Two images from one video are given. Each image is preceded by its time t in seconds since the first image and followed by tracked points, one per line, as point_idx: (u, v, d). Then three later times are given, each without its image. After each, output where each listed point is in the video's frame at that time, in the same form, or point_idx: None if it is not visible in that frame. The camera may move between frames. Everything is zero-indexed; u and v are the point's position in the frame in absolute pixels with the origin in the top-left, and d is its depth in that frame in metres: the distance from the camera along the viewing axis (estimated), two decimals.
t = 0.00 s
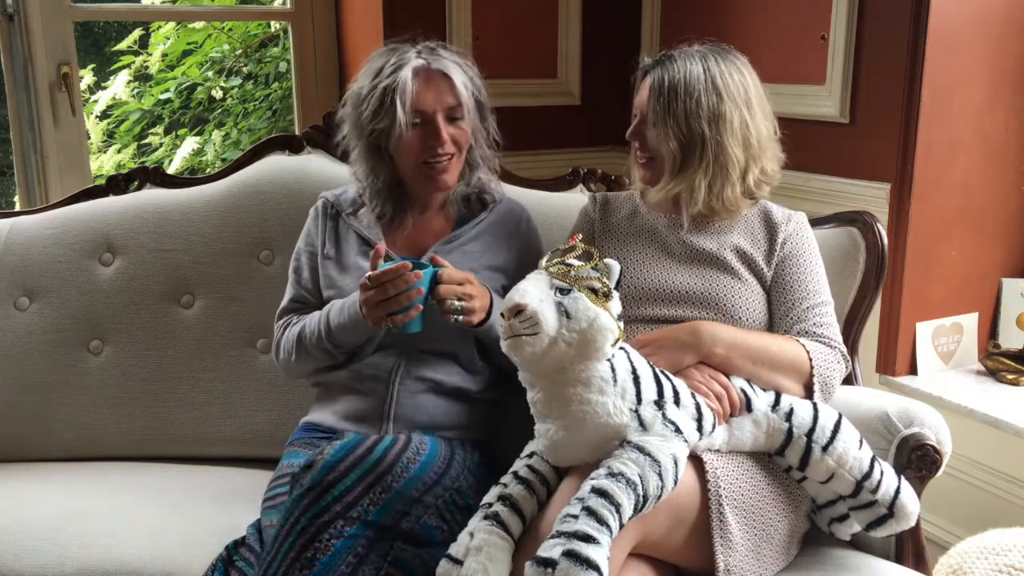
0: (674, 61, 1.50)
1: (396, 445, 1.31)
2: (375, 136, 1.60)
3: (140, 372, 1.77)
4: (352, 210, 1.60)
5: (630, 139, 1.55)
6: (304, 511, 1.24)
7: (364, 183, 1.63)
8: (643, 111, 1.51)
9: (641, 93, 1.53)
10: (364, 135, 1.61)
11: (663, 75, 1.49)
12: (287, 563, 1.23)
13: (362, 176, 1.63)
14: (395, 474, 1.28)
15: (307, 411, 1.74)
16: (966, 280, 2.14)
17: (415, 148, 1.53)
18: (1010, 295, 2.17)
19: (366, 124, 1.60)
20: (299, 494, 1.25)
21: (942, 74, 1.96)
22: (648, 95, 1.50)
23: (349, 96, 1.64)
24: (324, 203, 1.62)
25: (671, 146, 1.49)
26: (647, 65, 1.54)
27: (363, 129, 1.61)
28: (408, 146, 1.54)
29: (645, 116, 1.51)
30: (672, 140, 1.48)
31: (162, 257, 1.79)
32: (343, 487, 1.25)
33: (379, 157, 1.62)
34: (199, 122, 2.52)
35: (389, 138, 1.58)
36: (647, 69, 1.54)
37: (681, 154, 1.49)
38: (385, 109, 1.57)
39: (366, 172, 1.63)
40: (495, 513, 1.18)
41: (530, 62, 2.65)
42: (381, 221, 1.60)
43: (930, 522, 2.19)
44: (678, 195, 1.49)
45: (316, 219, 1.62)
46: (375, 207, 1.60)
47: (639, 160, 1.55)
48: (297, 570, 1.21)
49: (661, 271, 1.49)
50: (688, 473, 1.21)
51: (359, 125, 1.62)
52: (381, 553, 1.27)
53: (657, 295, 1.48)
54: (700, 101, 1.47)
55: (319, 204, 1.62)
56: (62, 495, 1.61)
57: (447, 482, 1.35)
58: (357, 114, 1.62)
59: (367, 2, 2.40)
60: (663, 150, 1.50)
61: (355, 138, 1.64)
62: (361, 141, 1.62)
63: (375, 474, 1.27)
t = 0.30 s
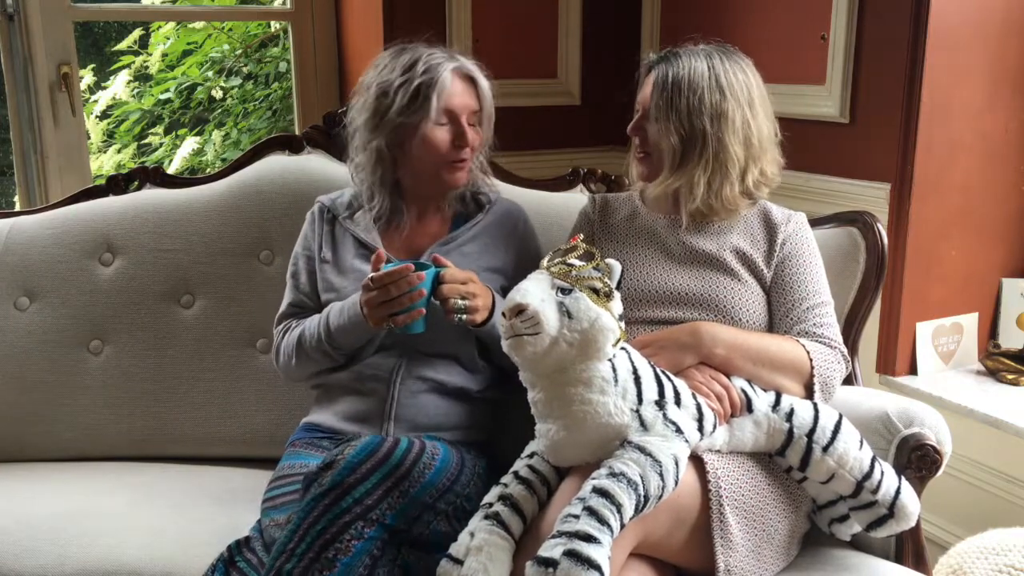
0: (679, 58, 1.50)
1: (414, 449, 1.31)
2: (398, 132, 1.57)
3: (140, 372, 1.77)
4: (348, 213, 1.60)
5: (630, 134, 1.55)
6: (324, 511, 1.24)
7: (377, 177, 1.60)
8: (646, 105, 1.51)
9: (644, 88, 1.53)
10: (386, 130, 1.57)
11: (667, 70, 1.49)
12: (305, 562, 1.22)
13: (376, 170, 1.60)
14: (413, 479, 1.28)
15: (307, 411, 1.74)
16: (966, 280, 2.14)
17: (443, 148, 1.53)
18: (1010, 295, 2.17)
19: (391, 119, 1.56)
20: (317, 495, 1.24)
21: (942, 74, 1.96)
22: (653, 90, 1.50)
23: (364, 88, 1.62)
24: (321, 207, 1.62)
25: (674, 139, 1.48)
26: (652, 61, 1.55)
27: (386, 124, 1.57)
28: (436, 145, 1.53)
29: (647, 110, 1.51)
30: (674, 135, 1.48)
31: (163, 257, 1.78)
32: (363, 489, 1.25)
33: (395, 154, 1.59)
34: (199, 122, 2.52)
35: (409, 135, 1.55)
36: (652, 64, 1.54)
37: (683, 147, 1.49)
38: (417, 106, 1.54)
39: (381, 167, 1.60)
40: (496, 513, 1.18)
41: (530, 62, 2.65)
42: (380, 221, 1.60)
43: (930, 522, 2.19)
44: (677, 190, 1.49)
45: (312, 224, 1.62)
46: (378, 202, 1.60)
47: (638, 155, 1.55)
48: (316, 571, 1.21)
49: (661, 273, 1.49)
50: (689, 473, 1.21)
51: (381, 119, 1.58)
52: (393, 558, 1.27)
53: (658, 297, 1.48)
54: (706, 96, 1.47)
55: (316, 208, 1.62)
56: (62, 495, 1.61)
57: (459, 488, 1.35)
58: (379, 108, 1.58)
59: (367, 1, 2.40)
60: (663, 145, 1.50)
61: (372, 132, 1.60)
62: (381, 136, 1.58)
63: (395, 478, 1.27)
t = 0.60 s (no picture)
0: (677, 57, 1.50)
1: (397, 443, 1.31)
2: (401, 136, 1.56)
3: (139, 372, 1.77)
4: (347, 213, 1.60)
5: (628, 133, 1.56)
6: (311, 514, 1.24)
7: (382, 183, 1.59)
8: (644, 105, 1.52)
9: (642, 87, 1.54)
10: (389, 134, 1.57)
11: (664, 70, 1.49)
12: (298, 568, 1.21)
13: (381, 176, 1.59)
14: (398, 473, 1.28)
15: (307, 411, 1.74)
16: (966, 281, 2.14)
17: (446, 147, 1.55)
18: (1010, 295, 2.17)
19: (394, 123, 1.56)
20: (303, 496, 1.25)
21: (942, 74, 1.96)
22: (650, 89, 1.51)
23: (361, 93, 1.62)
24: (320, 207, 1.62)
25: (671, 138, 1.49)
26: (650, 60, 1.55)
27: (389, 128, 1.57)
28: (439, 145, 1.54)
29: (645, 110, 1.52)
30: (671, 134, 1.48)
31: (163, 257, 1.78)
32: (348, 487, 1.25)
33: (400, 158, 1.58)
34: (199, 122, 2.52)
35: (411, 137, 1.55)
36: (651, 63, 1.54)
37: (679, 147, 1.49)
38: (419, 109, 1.54)
39: (387, 172, 1.58)
40: (495, 513, 1.18)
41: (530, 62, 2.65)
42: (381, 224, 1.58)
43: (931, 522, 2.19)
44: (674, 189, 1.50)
45: (312, 224, 1.62)
46: (388, 207, 1.58)
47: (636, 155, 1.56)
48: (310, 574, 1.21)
49: (661, 274, 1.49)
50: (689, 473, 1.21)
51: (383, 123, 1.58)
52: (389, 554, 1.27)
53: (659, 297, 1.48)
54: (703, 96, 1.47)
55: (315, 209, 1.63)
56: (62, 495, 1.61)
57: (449, 480, 1.35)
58: (380, 113, 1.58)
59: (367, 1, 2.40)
60: (661, 144, 1.50)
61: (374, 137, 1.59)
62: (385, 140, 1.57)
63: (378, 473, 1.26)
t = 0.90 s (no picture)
0: (675, 57, 1.50)
1: (406, 439, 1.32)
2: (389, 138, 1.57)
3: (139, 372, 1.77)
4: (350, 210, 1.60)
5: (628, 134, 1.56)
6: (326, 503, 1.24)
7: (378, 187, 1.58)
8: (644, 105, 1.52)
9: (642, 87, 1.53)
10: (377, 138, 1.58)
11: (663, 70, 1.49)
12: (311, 559, 1.21)
13: (376, 181, 1.58)
14: (409, 467, 1.29)
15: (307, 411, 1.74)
16: (966, 280, 2.14)
17: (435, 142, 1.53)
18: (1010, 295, 2.17)
19: (378, 127, 1.57)
20: (317, 487, 1.25)
21: (942, 74, 1.96)
22: (649, 90, 1.51)
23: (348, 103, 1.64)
24: (323, 206, 1.62)
25: (670, 138, 1.48)
26: (649, 60, 1.54)
27: (376, 132, 1.58)
28: (428, 141, 1.53)
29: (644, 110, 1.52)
30: (670, 135, 1.48)
31: (163, 257, 1.78)
32: (361, 479, 1.25)
33: (391, 162, 1.58)
34: (199, 122, 2.52)
35: (399, 137, 1.55)
36: (649, 63, 1.54)
37: (679, 147, 1.49)
38: (400, 109, 1.54)
39: (381, 177, 1.58)
40: (495, 513, 1.18)
41: (529, 61, 2.65)
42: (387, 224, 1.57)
43: (930, 522, 2.19)
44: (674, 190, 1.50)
45: (315, 223, 1.62)
46: (388, 212, 1.58)
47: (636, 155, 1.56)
48: (324, 565, 1.20)
49: (661, 275, 1.49)
50: (689, 474, 1.21)
51: (370, 129, 1.59)
52: (397, 550, 1.26)
53: (659, 298, 1.48)
54: (702, 96, 1.47)
55: (318, 207, 1.62)
56: (62, 495, 1.61)
57: (456, 479, 1.35)
58: (366, 119, 1.59)
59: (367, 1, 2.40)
60: (660, 145, 1.50)
61: (365, 143, 1.60)
62: (374, 145, 1.58)
63: (391, 465, 1.27)
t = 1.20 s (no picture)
0: (672, 57, 1.50)
1: (415, 454, 1.32)
2: (400, 132, 1.57)
3: (139, 372, 1.77)
4: (345, 213, 1.60)
5: (626, 134, 1.56)
6: (330, 518, 1.22)
7: (381, 179, 1.58)
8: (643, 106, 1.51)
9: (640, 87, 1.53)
10: (389, 129, 1.57)
11: (661, 70, 1.49)
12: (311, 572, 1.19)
13: (380, 172, 1.58)
14: (417, 484, 1.29)
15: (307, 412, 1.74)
16: (967, 280, 2.14)
17: (445, 143, 1.54)
18: (1010, 295, 2.17)
19: (392, 118, 1.57)
20: (322, 500, 1.23)
21: (942, 74, 1.96)
22: (649, 90, 1.50)
23: (361, 89, 1.62)
24: (318, 208, 1.62)
25: (670, 138, 1.49)
26: (647, 60, 1.54)
27: (388, 123, 1.57)
28: (439, 141, 1.54)
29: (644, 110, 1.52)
30: (669, 135, 1.48)
31: (163, 257, 1.78)
32: (368, 495, 1.24)
33: (398, 154, 1.58)
34: (199, 122, 2.52)
35: (410, 133, 1.56)
36: (648, 62, 1.54)
37: (678, 147, 1.49)
38: (418, 104, 1.55)
39: (386, 169, 1.58)
40: (496, 512, 1.18)
41: (529, 62, 2.65)
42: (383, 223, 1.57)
43: (930, 522, 2.19)
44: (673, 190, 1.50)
45: (311, 224, 1.62)
46: (386, 207, 1.57)
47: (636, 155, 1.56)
48: None
49: (661, 275, 1.49)
50: (689, 474, 1.21)
51: (382, 119, 1.58)
52: (397, 564, 1.26)
53: (659, 298, 1.48)
54: (702, 96, 1.47)
55: (313, 209, 1.62)
56: (62, 495, 1.61)
57: (463, 491, 1.36)
58: (379, 108, 1.58)
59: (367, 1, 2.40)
60: (659, 145, 1.50)
61: (373, 132, 1.59)
62: (384, 136, 1.58)
63: (400, 482, 1.27)
